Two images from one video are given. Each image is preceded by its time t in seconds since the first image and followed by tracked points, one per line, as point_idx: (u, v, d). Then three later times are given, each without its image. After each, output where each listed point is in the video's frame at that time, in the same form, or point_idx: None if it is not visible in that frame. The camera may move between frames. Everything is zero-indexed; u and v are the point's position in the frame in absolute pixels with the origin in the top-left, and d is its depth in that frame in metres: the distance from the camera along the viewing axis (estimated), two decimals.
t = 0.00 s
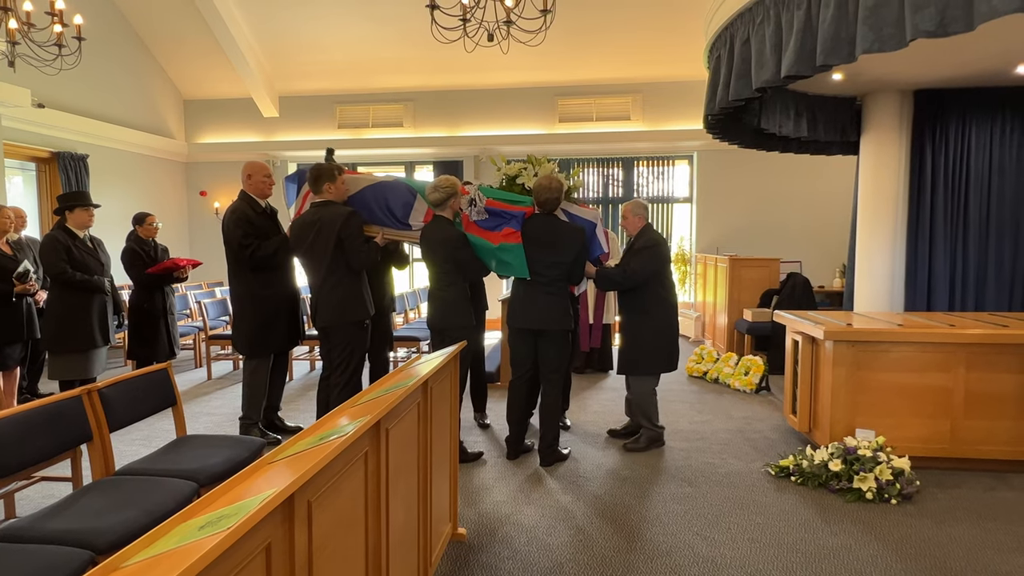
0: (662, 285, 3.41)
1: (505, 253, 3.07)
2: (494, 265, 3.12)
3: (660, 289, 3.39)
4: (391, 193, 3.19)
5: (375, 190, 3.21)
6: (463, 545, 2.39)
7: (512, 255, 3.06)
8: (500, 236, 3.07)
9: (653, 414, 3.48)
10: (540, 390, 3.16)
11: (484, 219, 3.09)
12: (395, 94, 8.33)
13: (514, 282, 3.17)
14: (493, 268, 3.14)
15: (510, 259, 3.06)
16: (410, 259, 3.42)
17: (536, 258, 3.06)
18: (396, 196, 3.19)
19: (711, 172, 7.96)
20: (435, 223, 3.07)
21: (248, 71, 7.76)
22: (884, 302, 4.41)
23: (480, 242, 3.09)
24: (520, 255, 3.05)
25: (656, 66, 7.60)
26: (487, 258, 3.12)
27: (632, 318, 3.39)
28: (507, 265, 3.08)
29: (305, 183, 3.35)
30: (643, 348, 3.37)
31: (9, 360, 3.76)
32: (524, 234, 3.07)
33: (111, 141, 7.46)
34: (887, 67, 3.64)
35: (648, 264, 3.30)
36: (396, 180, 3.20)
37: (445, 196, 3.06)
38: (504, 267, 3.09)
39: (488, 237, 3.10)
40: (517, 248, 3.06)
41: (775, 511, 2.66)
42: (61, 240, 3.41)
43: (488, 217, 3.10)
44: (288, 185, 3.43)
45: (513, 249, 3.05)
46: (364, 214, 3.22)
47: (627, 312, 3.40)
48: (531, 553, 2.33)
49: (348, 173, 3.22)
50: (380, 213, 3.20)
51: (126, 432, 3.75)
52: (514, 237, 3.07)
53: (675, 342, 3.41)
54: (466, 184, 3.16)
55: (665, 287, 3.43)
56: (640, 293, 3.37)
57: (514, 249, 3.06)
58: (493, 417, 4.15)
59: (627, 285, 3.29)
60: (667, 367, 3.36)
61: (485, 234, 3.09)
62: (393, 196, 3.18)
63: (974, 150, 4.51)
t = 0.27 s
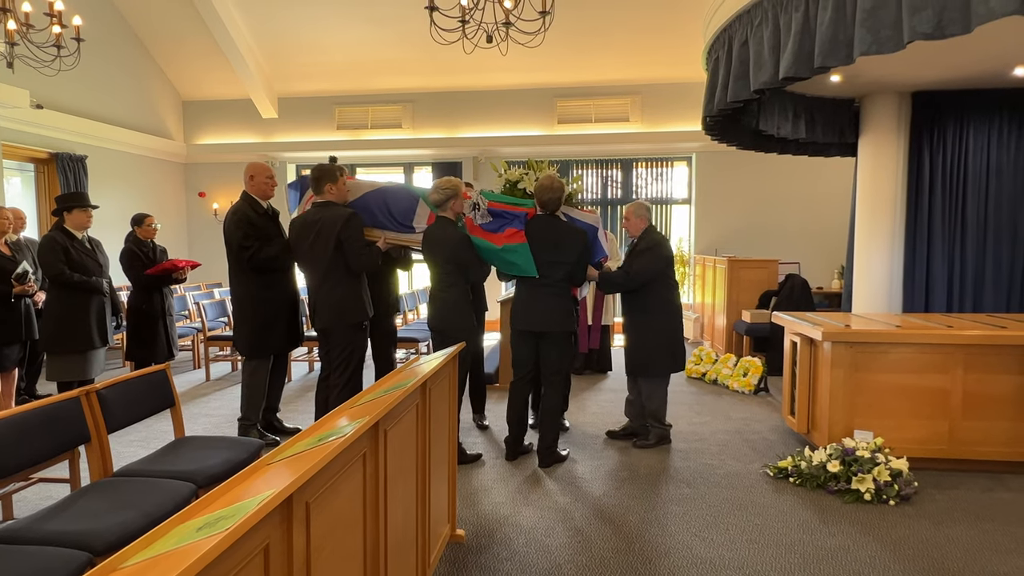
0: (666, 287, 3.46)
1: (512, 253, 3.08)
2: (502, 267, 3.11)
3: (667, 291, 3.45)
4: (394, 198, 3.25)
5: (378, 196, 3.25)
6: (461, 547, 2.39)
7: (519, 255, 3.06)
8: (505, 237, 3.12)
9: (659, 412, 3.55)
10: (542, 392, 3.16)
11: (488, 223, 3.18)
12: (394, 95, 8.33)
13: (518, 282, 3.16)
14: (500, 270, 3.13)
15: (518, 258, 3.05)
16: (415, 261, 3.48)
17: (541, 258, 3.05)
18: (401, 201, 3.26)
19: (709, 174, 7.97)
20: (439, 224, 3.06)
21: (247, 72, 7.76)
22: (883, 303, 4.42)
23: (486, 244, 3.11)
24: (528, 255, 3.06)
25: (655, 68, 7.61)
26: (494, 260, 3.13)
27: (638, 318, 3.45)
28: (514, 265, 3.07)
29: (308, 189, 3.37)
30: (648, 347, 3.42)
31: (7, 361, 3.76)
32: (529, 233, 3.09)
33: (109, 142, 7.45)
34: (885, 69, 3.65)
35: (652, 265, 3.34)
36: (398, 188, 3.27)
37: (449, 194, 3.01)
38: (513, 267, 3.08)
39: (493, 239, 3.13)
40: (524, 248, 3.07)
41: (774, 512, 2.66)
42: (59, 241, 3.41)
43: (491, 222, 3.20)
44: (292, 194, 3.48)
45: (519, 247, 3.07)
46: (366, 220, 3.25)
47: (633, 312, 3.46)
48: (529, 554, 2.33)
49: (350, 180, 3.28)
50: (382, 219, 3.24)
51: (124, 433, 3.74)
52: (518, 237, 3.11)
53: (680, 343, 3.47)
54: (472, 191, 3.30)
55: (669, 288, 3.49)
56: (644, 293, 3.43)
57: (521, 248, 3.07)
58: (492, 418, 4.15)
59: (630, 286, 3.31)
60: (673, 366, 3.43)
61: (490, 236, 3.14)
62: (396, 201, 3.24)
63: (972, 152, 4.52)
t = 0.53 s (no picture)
0: (671, 287, 3.50)
1: (514, 252, 3.06)
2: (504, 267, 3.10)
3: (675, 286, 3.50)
4: (394, 202, 3.31)
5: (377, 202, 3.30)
6: (460, 548, 2.39)
7: (522, 254, 3.05)
8: (508, 237, 3.12)
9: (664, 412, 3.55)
10: (543, 393, 3.17)
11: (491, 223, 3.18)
12: (394, 97, 8.34)
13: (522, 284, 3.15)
14: (502, 271, 3.11)
15: (520, 257, 3.05)
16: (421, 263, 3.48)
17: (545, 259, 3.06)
18: (401, 207, 3.31)
19: (708, 175, 7.98)
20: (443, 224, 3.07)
21: (247, 73, 7.76)
22: (881, 304, 4.42)
23: (489, 243, 3.11)
24: (531, 254, 3.05)
25: (654, 69, 7.62)
26: (496, 260, 3.12)
27: (644, 319, 3.48)
28: (516, 264, 3.06)
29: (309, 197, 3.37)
30: (654, 348, 3.44)
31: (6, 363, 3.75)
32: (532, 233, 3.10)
33: (108, 143, 7.45)
34: (884, 70, 3.66)
35: (657, 265, 3.39)
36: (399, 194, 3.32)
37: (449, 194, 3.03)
38: (514, 267, 3.06)
39: (496, 239, 3.13)
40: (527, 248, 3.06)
41: (773, 513, 2.66)
42: (59, 242, 3.41)
43: (495, 222, 3.21)
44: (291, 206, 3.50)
45: (521, 247, 3.07)
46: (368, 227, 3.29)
47: (639, 313, 3.48)
48: (529, 556, 2.33)
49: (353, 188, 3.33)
50: (382, 223, 3.27)
51: (123, 434, 3.74)
52: (521, 236, 3.11)
53: (684, 344, 3.49)
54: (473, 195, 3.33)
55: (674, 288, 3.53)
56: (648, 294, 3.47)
57: (524, 248, 3.06)
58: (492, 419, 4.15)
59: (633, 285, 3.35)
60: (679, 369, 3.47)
61: (493, 236, 3.14)
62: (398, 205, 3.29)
63: (970, 153, 4.53)
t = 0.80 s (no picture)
0: (673, 289, 3.51)
1: (513, 257, 3.11)
2: (502, 271, 3.16)
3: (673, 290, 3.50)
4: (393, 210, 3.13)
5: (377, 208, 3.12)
6: (459, 550, 2.39)
7: (520, 259, 3.10)
8: (507, 242, 3.13)
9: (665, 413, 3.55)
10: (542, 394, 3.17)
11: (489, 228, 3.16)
12: (392, 99, 8.35)
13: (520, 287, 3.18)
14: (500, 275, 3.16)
15: (518, 260, 3.09)
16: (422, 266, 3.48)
17: (543, 264, 3.07)
18: (401, 215, 3.14)
19: (707, 177, 8.00)
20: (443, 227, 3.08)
21: (245, 75, 7.76)
22: (878, 306, 4.43)
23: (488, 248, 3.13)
24: (529, 259, 3.09)
25: (653, 71, 7.63)
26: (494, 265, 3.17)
27: (644, 320, 3.49)
28: (515, 269, 3.11)
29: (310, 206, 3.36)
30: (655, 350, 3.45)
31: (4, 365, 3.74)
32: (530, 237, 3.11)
33: (107, 145, 7.45)
34: (881, 73, 3.67)
35: (658, 268, 3.41)
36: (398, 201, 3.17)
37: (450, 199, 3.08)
38: (513, 273, 3.12)
39: (495, 244, 3.15)
40: (526, 253, 3.10)
41: (771, 515, 2.67)
42: (57, 244, 3.40)
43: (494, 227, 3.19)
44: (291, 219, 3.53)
45: (519, 250, 3.10)
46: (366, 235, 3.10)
47: (639, 315, 3.49)
48: (527, 557, 2.33)
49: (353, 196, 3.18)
50: (381, 230, 3.09)
51: (121, 436, 3.74)
52: (519, 240, 3.12)
53: (683, 346, 3.50)
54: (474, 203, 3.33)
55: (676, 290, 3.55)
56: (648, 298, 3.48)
57: (522, 253, 3.10)
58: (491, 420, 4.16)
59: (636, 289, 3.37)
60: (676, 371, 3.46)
61: (492, 242, 3.15)
62: (399, 213, 3.11)
63: (967, 156, 4.54)
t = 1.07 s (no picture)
0: (673, 291, 3.52)
1: (516, 259, 3.05)
2: (507, 275, 3.10)
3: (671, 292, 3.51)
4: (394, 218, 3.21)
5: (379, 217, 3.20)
6: (457, 551, 2.39)
7: (523, 260, 3.04)
8: (508, 245, 3.09)
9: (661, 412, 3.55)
10: (541, 395, 3.17)
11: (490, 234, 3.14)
12: (391, 100, 8.35)
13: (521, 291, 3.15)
14: (506, 279, 3.11)
15: (523, 262, 3.04)
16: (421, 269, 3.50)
17: (544, 264, 3.07)
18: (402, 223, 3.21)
19: (705, 178, 8.01)
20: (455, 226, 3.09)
21: (244, 76, 7.76)
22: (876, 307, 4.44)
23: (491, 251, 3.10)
24: (532, 259, 3.04)
25: (651, 73, 7.64)
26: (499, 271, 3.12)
27: (643, 322, 3.51)
28: (519, 271, 3.05)
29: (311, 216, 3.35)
30: (654, 352, 3.46)
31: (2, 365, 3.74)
32: (530, 238, 3.09)
33: (105, 145, 7.44)
34: (879, 75, 3.68)
35: (657, 271, 3.42)
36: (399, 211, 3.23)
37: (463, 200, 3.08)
38: (518, 274, 3.06)
39: (497, 249, 3.12)
40: (528, 253, 3.05)
41: (769, 516, 2.67)
42: (55, 244, 3.40)
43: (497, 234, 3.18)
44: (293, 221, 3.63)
45: (522, 251, 3.05)
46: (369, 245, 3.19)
47: (637, 316, 3.52)
48: (525, 558, 2.33)
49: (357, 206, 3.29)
50: (382, 239, 3.17)
51: (119, 437, 3.73)
52: (522, 242, 3.07)
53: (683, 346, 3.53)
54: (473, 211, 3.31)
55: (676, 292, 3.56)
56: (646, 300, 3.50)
57: (524, 253, 3.05)
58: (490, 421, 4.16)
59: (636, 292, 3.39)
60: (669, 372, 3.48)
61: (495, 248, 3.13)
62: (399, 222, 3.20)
63: (965, 157, 4.55)
